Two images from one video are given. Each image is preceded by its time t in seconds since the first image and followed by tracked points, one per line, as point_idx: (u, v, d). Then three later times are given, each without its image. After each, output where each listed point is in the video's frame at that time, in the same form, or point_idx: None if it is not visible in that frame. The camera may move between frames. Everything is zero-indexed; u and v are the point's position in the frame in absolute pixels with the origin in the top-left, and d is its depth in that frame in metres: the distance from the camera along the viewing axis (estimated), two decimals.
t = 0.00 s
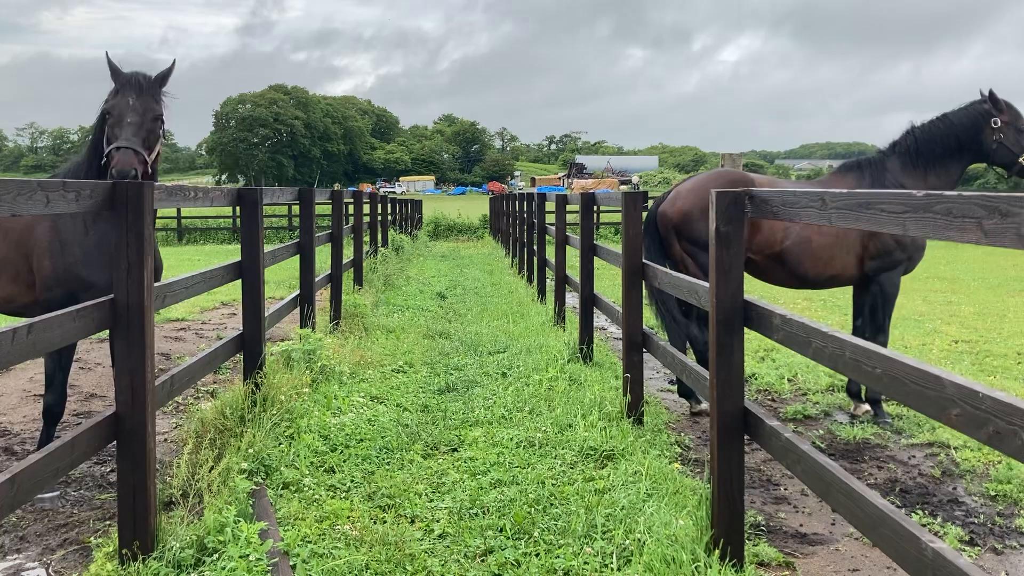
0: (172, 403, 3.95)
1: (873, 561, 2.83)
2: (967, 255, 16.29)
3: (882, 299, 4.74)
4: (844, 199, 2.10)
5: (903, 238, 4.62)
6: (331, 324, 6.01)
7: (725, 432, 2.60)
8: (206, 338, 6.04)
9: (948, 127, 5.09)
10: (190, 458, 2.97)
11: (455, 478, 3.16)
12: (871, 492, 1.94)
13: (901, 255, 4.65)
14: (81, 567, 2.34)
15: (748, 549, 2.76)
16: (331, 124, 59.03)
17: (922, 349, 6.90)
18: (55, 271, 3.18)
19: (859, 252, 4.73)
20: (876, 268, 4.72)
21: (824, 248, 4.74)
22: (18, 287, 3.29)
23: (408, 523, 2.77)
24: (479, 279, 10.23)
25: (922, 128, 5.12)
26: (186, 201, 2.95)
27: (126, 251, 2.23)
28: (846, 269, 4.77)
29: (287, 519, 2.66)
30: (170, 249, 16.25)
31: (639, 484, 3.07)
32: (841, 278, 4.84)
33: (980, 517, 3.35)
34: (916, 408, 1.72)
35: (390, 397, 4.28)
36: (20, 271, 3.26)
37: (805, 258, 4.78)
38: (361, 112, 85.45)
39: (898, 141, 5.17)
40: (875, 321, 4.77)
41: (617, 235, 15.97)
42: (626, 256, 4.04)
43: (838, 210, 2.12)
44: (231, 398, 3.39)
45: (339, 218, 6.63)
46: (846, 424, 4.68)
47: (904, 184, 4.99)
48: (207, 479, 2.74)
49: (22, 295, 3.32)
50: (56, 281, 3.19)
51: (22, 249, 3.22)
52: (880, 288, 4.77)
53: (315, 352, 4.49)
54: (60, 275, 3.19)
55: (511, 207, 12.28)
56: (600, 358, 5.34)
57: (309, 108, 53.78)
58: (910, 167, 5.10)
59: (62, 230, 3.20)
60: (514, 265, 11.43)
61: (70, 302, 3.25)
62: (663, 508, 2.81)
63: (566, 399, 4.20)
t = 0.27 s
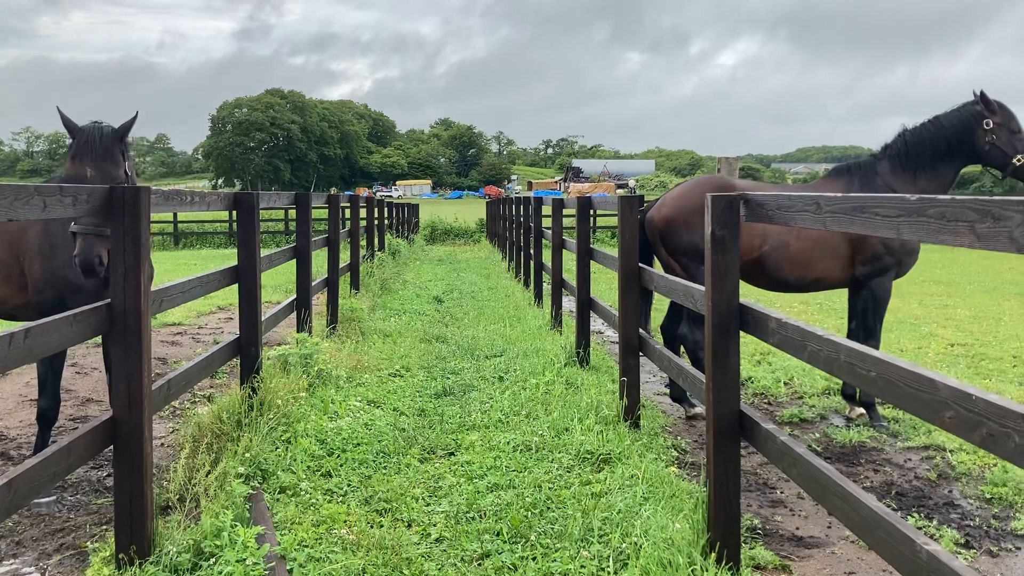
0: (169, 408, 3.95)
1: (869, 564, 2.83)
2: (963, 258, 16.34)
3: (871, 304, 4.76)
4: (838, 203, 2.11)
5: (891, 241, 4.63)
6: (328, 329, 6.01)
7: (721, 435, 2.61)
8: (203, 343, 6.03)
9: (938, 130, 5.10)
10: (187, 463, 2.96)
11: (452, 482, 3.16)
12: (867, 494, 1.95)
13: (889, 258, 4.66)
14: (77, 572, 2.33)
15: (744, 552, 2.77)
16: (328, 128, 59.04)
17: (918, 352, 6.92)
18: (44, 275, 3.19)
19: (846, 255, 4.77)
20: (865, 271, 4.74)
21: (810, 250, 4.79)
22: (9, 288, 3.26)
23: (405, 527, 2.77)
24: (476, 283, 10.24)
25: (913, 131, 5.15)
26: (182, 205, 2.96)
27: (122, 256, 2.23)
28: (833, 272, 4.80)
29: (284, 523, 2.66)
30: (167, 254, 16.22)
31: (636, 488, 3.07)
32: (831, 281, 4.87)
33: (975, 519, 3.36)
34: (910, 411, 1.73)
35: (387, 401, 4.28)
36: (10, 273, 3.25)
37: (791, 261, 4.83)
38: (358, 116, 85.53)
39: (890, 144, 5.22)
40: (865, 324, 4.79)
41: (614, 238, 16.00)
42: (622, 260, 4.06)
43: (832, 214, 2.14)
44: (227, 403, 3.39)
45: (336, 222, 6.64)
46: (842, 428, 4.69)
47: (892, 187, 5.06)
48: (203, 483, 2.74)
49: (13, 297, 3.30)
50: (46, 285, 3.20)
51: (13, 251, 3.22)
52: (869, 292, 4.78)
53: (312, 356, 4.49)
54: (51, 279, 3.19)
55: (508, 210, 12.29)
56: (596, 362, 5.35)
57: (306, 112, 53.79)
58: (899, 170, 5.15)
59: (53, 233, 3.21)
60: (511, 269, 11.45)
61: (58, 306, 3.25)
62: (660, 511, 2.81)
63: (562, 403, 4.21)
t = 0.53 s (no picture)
0: (167, 412, 3.94)
1: (867, 566, 2.84)
2: (959, 261, 16.39)
3: (863, 308, 4.76)
4: (834, 207, 2.12)
5: (880, 244, 4.66)
6: (325, 332, 6.01)
7: (719, 438, 2.62)
8: (200, 347, 6.02)
9: (932, 135, 5.12)
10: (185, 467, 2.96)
11: (450, 485, 3.16)
12: (864, 497, 1.96)
13: (878, 261, 4.69)
14: None
15: (742, 555, 2.77)
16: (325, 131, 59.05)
17: (915, 355, 6.94)
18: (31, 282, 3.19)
19: (837, 257, 4.79)
20: (856, 273, 4.75)
21: (801, 253, 4.81)
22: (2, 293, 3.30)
23: (403, 530, 2.77)
24: (473, 287, 10.24)
25: (907, 136, 5.16)
26: (179, 209, 2.96)
27: (120, 259, 2.23)
28: (823, 275, 4.83)
29: (282, 527, 2.65)
30: (164, 257, 16.20)
31: (634, 491, 3.08)
32: (821, 284, 4.89)
33: (972, 522, 3.37)
34: (906, 413, 1.74)
35: (385, 404, 4.28)
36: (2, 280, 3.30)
37: (782, 264, 4.84)
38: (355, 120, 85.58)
39: (883, 148, 5.23)
40: (858, 327, 4.79)
41: (611, 241, 16.02)
42: (619, 263, 4.07)
43: (829, 217, 2.15)
44: (225, 407, 3.38)
45: (334, 226, 6.64)
46: (839, 430, 4.71)
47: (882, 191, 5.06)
48: (201, 487, 2.73)
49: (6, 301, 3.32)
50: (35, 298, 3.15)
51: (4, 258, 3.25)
52: (860, 295, 4.78)
53: (310, 360, 4.49)
54: (37, 289, 3.11)
55: (505, 214, 12.30)
56: (594, 365, 5.36)
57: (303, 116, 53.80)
58: (891, 175, 5.14)
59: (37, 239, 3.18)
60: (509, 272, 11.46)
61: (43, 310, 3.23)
62: (658, 514, 2.82)
63: (560, 406, 4.21)
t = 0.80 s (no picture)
0: (164, 415, 3.94)
1: (864, 569, 2.85)
2: (956, 264, 16.42)
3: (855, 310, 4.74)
4: (830, 209, 2.13)
5: (868, 247, 4.64)
6: (323, 335, 6.01)
7: (716, 441, 2.62)
8: (198, 350, 6.02)
9: (922, 138, 5.15)
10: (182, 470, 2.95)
11: (447, 488, 3.17)
12: (861, 499, 1.97)
13: (866, 264, 4.67)
14: None
15: (739, 557, 2.78)
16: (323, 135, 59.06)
17: (912, 357, 6.95)
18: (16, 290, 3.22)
19: (826, 260, 4.79)
20: (844, 276, 4.75)
21: (793, 256, 4.84)
22: None
23: (400, 533, 2.77)
24: (471, 290, 10.25)
25: (897, 139, 5.19)
26: (176, 213, 2.95)
27: (117, 263, 2.23)
28: (813, 277, 4.84)
29: (279, 530, 2.65)
30: (161, 261, 16.19)
31: (631, 493, 3.08)
32: (814, 286, 4.91)
33: (969, 524, 3.38)
34: (902, 416, 1.75)
35: (382, 407, 4.28)
36: None
37: (775, 267, 4.90)
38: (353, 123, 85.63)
39: (874, 151, 5.25)
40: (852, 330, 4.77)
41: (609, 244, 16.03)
42: (617, 266, 4.08)
43: (825, 220, 2.16)
44: (222, 410, 3.38)
45: (332, 229, 6.64)
46: (837, 433, 4.72)
47: (869, 194, 5.09)
48: (198, 491, 2.73)
49: None
50: (20, 322, 3.00)
51: None
52: (850, 299, 4.77)
53: (308, 363, 4.49)
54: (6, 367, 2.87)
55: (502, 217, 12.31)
56: (591, 368, 5.36)
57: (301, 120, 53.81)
58: (880, 177, 5.17)
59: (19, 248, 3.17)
60: (506, 275, 11.47)
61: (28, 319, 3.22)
62: (655, 517, 2.82)
63: (557, 409, 4.22)
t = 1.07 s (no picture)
0: (161, 419, 3.93)
1: (861, 571, 2.85)
2: (953, 267, 16.47)
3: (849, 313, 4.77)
4: (826, 212, 2.14)
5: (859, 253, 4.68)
6: (320, 339, 6.00)
7: (712, 444, 2.63)
8: (195, 354, 6.01)
9: (914, 143, 5.17)
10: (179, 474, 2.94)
11: (444, 491, 3.16)
12: (857, 501, 1.97)
13: (859, 269, 4.71)
14: None
15: (737, 560, 2.78)
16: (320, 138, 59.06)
17: (909, 360, 6.97)
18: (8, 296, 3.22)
19: (819, 266, 4.80)
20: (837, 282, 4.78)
21: (786, 261, 4.83)
22: None
23: (397, 537, 2.77)
24: (468, 293, 10.25)
25: (889, 145, 5.20)
26: (173, 216, 2.95)
27: (113, 266, 2.22)
28: (805, 283, 4.85)
29: (276, 534, 2.65)
30: (158, 265, 16.16)
31: (629, 496, 3.08)
32: (806, 291, 4.93)
33: (966, 526, 3.39)
34: (898, 418, 1.76)
35: (379, 411, 4.28)
36: None
37: (769, 271, 4.87)
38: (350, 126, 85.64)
39: (866, 156, 5.26)
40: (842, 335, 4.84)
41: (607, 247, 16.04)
42: (613, 269, 4.09)
43: (821, 223, 2.17)
44: (219, 414, 3.37)
45: (329, 233, 6.64)
46: (834, 435, 4.73)
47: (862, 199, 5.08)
48: (195, 495, 2.72)
49: None
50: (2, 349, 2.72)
51: None
52: (843, 302, 4.82)
53: (305, 367, 4.48)
54: None
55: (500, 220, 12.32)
56: (589, 371, 5.37)
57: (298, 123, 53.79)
58: (872, 182, 5.18)
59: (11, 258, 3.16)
60: (503, 278, 11.48)
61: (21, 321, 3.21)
62: (652, 520, 2.82)
63: (554, 412, 4.22)
